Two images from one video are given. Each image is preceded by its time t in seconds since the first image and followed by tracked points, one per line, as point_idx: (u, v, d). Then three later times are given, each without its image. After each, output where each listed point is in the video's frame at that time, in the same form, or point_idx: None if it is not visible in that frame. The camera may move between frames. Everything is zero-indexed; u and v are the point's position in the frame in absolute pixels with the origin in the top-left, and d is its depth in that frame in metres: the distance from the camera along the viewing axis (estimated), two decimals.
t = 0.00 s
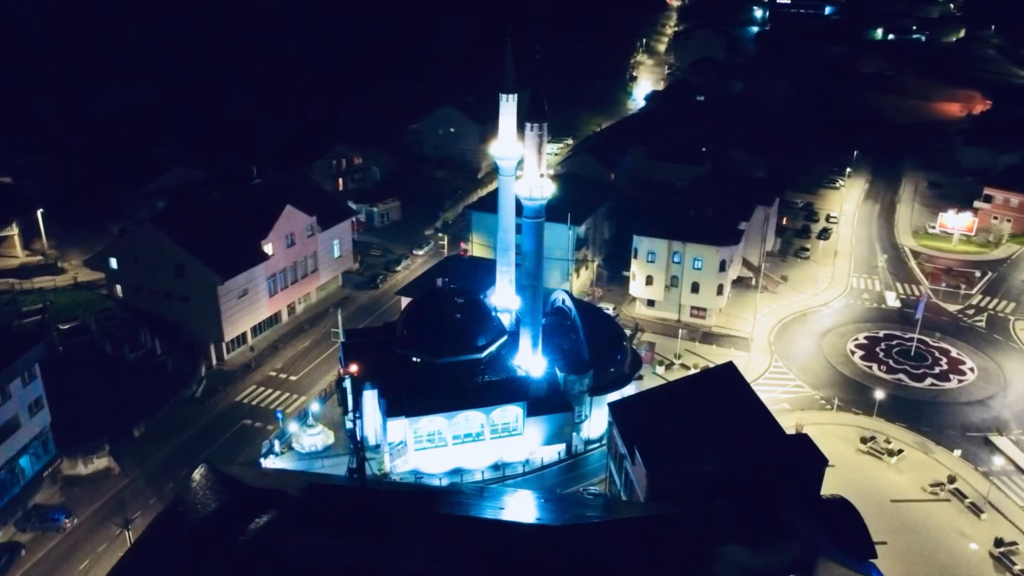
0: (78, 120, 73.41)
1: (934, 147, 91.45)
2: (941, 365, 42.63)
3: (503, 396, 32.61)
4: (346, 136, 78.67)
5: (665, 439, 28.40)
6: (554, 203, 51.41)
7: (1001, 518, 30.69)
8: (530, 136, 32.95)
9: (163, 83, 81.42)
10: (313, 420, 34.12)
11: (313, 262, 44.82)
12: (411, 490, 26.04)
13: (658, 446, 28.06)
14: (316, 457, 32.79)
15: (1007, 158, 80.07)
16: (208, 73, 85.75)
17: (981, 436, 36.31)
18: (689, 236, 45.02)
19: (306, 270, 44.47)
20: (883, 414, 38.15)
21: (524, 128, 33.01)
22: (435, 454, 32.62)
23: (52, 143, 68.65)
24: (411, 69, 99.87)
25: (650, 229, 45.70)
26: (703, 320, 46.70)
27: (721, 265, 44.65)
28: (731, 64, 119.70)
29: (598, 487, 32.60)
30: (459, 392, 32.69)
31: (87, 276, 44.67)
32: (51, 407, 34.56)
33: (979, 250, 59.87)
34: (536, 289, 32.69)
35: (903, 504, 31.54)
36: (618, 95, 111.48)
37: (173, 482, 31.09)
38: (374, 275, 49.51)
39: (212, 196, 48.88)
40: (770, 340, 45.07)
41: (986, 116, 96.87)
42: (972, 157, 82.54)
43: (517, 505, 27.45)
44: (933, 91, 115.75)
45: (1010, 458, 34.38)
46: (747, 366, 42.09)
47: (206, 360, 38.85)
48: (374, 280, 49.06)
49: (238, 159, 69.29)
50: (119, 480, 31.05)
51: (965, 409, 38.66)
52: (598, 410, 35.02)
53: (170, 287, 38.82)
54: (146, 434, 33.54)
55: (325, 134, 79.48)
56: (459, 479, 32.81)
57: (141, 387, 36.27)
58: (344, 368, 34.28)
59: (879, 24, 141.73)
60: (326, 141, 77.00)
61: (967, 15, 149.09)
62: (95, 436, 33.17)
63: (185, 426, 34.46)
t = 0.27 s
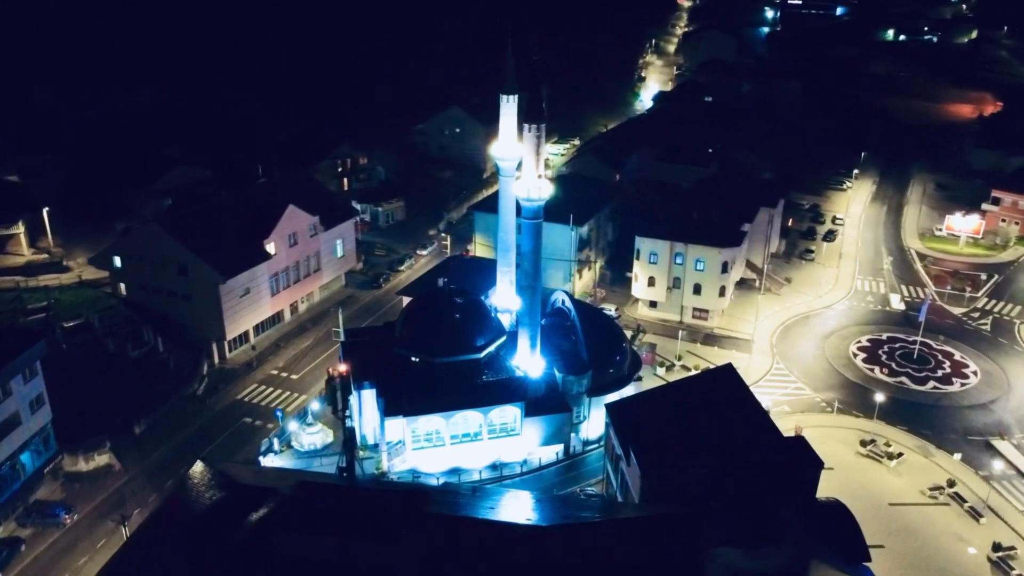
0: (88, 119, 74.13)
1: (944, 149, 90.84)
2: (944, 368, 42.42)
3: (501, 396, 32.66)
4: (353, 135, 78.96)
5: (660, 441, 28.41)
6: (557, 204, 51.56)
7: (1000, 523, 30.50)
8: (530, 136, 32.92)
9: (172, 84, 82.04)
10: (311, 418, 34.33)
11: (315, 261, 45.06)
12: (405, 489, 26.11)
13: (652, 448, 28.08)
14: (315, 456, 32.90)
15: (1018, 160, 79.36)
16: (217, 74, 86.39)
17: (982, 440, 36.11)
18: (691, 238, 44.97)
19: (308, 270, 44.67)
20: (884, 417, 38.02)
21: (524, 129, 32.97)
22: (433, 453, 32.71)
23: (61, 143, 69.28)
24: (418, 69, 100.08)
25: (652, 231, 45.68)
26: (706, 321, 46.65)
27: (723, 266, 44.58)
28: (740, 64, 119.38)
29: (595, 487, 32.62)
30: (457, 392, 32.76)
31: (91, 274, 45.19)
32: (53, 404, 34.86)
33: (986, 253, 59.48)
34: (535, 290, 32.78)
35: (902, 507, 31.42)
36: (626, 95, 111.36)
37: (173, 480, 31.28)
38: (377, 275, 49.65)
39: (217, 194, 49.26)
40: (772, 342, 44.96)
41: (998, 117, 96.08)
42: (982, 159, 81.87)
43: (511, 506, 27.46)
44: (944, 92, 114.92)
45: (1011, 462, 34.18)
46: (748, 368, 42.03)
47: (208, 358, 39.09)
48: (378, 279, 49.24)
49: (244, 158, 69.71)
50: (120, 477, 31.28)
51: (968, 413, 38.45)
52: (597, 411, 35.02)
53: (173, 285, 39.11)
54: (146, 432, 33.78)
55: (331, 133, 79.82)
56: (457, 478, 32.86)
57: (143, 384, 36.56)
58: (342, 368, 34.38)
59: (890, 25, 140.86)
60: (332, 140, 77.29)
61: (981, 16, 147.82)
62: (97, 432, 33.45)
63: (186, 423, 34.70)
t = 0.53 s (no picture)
0: (97, 119, 74.79)
1: (953, 151, 90.28)
2: (947, 371, 42.24)
3: (499, 395, 32.73)
4: (358, 135, 79.24)
5: (656, 442, 28.45)
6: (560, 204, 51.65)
7: (999, 527, 30.36)
8: (528, 138, 33.25)
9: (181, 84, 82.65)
10: (311, 417, 34.55)
11: (318, 261, 45.26)
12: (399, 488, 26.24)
13: (648, 449, 28.11)
14: (314, 455, 32.90)
15: None
16: (225, 74, 86.93)
17: (983, 443, 35.94)
18: (693, 239, 44.94)
19: (311, 269, 44.88)
20: (885, 419, 37.90)
21: (521, 131, 33.20)
22: (431, 453, 32.79)
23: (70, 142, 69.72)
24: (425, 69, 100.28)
25: (654, 232, 45.66)
26: (708, 322, 46.62)
27: (725, 268, 44.53)
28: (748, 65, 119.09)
29: (593, 488, 32.64)
30: (456, 392, 32.83)
31: (96, 272, 45.60)
32: (56, 401, 35.13)
33: (993, 256, 59.14)
34: (534, 290, 32.83)
35: (900, 510, 31.30)
36: (634, 96, 111.17)
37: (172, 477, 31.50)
38: (380, 274, 49.82)
39: (221, 194, 49.60)
40: (774, 344, 44.86)
41: (1008, 119, 95.37)
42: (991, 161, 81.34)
43: (506, 505, 27.51)
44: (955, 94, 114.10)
45: (1011, 466, 34.01)
46: (749, 370, 41.98)
47: (211, 356, 39.32)
48: (380, 279, 49.44)
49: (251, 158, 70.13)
50: (121, 474, 31.54)
51: (969, 416, 38.28)
52: (596, 412, 35.05)
53: (176, 284, 39.40)
54: (147, 429, 34.05)
55: (337, 134, 80.18)
56: (455, 478, 32.95)
57: (145, 382, 36.84)
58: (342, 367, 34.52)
59: (900, 26, 140.07)
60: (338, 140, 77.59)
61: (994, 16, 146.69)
62: (99, 429, 33.76)
63: (187, 421, 34.94)
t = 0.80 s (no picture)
0: (106, 119, 75.42)
1: (962, 153, 89.63)
2: (949, 374, 42.03)
3: (497, 395, 32.77)
4: (364, 135, 79.49)
5: (651, 444, 28.48)
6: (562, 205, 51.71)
7: (998, 531, 30.19)
8: (525, 138, 33.85)
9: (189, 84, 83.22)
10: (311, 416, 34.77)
11: (321, 260, 45.48)
12: (394, 486, 26.35)
13: (643, 450, 28.16)
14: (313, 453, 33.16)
15: None
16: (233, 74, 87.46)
17: (985, 447, 35.75)
18: (695, 240, 44.90)
19: (314, 269, 45.11)
20: (886, 422, 37.75)
21: (519, 130, 33.75)
22: (429, 452, 32.89)
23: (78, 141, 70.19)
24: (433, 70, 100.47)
25: (657, 233, 45.63)
26: (710, 324, 46.57)
27: (727, 269, 44.46)
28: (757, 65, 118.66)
29: (590, 489, 32.67)
30: (454, 391, 32.93)
31: (101, 271, 46.02)
32: (58, 398, 35.39)
33: (1000, 259, 58.75)
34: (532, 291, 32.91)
35: (899, 514, 31.18)
36: (642, 97, 110.97)
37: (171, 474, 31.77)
38: (384, 274, 49.99)
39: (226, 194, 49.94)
40: (776, 346, 44.75)
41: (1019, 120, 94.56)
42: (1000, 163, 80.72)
43: (501, 504, 27.55)
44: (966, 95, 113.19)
45: (1012, 470, 33.82)
46: (750, 372, 41.92)
47: (213, 355, 39.62)
48: (384, 278, 49.65)
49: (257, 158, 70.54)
50: (121, 470, 31.84)
51: (971, 419, 38.08)
52: (594, 413, 35.07)
53: (179, 283, 39.70)
54: (148, 427, 34.35)
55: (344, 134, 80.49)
56: (453, 478, 33.07)
57: (147, 379, 37.15)
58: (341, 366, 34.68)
59: (911, 27, 139.11)
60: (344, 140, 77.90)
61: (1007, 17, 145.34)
62: (100, 426, 34.08)
63: (188, 419, 35.21)
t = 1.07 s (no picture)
0: (115, 118, 76.12)
1: (973, 155, 88.90)
2: (953, 378, 41.79)
3: (496, 395, 32.84)
4: (371, 135, 79.74)
5: (646, 445, 28.55)
6: (565, 205, 51.75)
7: (997, 536, 30.03)
8: (525, 139, 33.45)
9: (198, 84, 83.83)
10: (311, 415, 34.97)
11: (324, 260, 45.68)
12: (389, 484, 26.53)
13: (637, 451, 28.25)
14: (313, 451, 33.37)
15: None
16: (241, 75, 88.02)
17: (986, 451, 35.55)
18: (697, 241, 44.81)
19: (317, 268, 45.34)
20: (887, 425, 37.60)
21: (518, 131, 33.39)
22: (427, 451, 33.00)
23: (87, 141, 70.81)
24: (440, 70, 100.67)
25: (659, 234, 45.59)
26: (712, 325, 46.49)
27: (729, 271, 44.33)
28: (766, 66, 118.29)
29: (587, 489, 32.73)
30: (453, 391, 33.03)
31: (106, 269, 46.49)
32: (61, 395, 35.78)
33: (1007, 262, 58.32)
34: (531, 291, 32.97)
35: (897, 517, 31.07)
36: (650, 97, 110.84)
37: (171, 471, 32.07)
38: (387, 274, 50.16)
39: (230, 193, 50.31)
40: (778, 348, 44.63)
41: None
42: (1011, 166, 80.01)
43: (496, 503, 27.63)
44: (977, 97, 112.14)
45: (1013, 474, 33.63)
46: (752, 374, 41.83)
47: (215, 353, 39.90)
48: (387, 278, 49.84)
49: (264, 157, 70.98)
50: (122, 467, 32.14)
51: (973, 423, 37.86)
52: (593, 414, 35.09)
53: (182, 282, 40.02)
54: (150, 424, 34.67)
55: (350, 134, 80.83)
56: (451, 477, 33.18)
57: (150, 377, 37.49)
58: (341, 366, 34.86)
59: (923, 28, 137.99)
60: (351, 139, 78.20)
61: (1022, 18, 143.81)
62: (102, 422, 34.45)
63: (189, 416, 35.50)
